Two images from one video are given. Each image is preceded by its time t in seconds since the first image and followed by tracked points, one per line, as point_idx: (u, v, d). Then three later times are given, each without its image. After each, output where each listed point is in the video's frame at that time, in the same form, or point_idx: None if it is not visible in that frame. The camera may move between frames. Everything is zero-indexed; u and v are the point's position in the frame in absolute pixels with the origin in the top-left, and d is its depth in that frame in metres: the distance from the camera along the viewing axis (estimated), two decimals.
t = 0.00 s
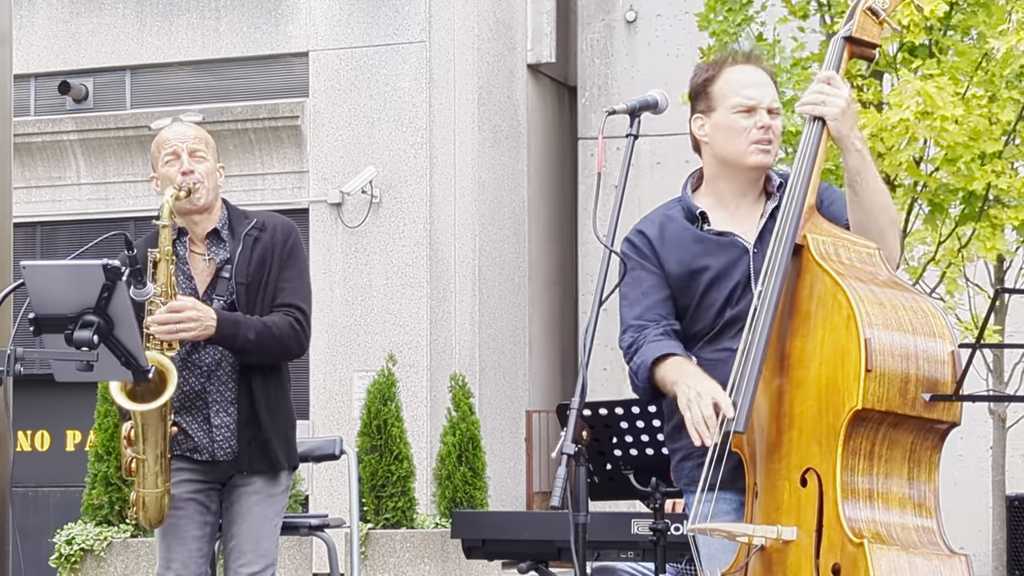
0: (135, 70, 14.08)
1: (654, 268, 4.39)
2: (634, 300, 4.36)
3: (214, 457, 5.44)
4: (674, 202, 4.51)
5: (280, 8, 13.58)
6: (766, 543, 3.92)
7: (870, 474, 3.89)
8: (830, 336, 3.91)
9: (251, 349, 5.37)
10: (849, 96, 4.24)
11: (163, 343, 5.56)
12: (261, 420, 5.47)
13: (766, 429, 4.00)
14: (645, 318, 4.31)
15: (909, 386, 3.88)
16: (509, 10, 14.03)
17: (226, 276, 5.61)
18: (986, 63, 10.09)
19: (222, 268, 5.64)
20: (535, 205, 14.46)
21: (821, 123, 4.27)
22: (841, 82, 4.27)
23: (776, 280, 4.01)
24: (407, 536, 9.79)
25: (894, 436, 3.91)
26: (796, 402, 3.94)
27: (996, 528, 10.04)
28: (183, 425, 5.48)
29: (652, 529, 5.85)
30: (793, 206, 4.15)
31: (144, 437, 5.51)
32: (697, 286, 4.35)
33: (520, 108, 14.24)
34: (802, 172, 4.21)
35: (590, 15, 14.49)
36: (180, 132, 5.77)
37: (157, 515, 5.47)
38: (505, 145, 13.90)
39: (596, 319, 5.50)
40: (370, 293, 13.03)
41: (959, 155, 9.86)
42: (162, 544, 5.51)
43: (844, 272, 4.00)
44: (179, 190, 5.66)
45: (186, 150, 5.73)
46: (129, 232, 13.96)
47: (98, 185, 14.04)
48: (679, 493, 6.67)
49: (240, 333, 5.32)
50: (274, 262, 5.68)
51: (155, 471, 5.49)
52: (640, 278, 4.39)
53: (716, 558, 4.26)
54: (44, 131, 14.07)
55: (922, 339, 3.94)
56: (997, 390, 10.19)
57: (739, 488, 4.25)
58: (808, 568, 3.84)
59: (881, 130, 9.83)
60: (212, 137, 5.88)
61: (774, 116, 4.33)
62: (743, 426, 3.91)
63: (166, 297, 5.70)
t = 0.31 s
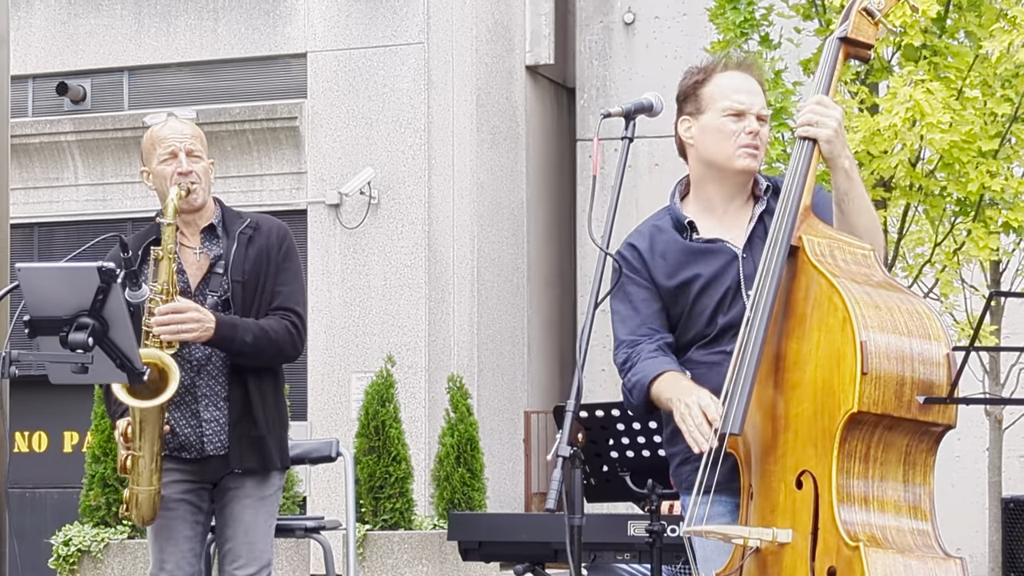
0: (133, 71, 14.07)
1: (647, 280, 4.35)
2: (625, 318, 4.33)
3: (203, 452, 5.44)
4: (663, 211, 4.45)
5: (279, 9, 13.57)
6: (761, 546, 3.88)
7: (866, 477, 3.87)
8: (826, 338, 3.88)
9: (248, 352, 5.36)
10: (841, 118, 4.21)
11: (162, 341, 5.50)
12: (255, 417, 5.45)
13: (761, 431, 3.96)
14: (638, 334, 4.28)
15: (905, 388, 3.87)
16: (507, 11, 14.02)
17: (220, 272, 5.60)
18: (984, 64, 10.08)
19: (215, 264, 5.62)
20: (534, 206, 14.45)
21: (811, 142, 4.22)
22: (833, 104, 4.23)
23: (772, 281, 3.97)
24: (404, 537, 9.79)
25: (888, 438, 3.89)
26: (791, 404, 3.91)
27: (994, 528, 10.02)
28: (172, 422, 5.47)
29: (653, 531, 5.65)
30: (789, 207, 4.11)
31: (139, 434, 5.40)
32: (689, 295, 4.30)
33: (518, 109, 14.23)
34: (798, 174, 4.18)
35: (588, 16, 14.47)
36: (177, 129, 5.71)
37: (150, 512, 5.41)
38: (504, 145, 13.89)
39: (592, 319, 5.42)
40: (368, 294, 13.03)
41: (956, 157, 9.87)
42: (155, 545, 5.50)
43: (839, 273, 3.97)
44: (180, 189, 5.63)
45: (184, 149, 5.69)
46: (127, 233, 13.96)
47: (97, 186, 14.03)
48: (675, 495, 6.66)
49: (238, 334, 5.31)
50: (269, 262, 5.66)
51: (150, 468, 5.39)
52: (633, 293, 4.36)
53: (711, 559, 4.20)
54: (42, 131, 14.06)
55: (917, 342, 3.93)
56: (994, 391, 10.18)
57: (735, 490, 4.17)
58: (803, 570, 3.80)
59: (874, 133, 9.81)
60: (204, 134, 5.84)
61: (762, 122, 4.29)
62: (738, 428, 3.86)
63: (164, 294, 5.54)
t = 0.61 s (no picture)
0: (134, 71, 14.08)
1: (638, 290, 4.35)
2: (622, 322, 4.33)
3: (200, 450, 5.43)
4: (648, 222, 4.45)
5: (279, 9, 13.58)
6: (759, 546, 3.89)
7: (861, 477, 3.86)
8: (820, 338, 3.87)
9: (245, 349, 5.36)
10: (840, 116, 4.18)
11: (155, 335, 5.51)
12: (251, 416, 5.46)
13: (760, 432, 3.97)
14: (626, 343, 4.30)
15: (899, 388, 3.85)
16: (508, 11, 14.03)
17: (218, 270, 5.59)
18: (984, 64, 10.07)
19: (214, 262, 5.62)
20: (534, 205, 14.45)
21: (810, 142, 4.20)
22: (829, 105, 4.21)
23: (768, 282, 3.97)
24: (405, 538, 9.80)
25: (885, 438, 3.88)
26: (788, 405, 3.91)
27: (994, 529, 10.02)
28: (169, 420, 5.46)
29: (653, 532, 5.53)
30: (786, 208, 4.12)
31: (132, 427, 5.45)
32: (684, 298, 4.30)
33: (519, 109, 14.23)
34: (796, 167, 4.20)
35: (589, 16, 14.48)
36: (179, 129, 5.76)
37: (143, 507, 5.46)
38: (504, 145, 13.90)
39: (591, 321, 5.31)
40: (369, 294, 13.03)
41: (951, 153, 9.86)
42: (153, 545, 5.50)
43: (835, 274, 3.96)
44: (179, 185, 5.63)
45: (185, 149, 5.73)
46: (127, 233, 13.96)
47: (97, 186, 14.03)
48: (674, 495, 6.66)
49: (234, 332, 5.31)
50: (268, 262, 5.67)
51: (142, 463, 5.44)
52: (621, 302, 4.36)
53: (714, 560, 4.20)
54: (42, 131, 14.07)
55: (912, 341, 3.91)
56: (994, 392, 10.17)
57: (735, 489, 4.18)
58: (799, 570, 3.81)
59: (867, 135, 9.83)
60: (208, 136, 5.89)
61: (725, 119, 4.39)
62: (733, 430, 3.87)
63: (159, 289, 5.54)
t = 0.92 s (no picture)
0: (131, 70, 14.04)
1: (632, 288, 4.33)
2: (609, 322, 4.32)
3: (194, 450, 5.38)
4: (642, 219, 4.42)
5: (277, 8, 13.53)
6: (758, 547, 3.82)
7: (861, 477, 3.81)
8: (820, 337, 3.82)
9: (237, 345, 5.32)
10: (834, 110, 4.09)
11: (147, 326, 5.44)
12: (244, 416, 5.40)
13: (758, 432, 3.91)
14: (620, 341, 4.27)
15: (899, 387, 3.82)
16: (507, 9, 13.98)
17: (215, 270, 5.53)
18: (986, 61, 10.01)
19: (211, 261, 5.57)
20: (534, 205, 14.40)
21: (807, 141, 4.13)
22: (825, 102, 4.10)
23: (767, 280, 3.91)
24: (404, 539, 9.74)
25: (885, 437, 3.84)
26: (787, 405, 3.85)
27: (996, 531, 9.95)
28: (162, 417, 5.42)
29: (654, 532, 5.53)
30: (784, 206, 4.07)
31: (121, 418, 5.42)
32: (677, 299, 4.26)
33: (519, 108, 14.17)
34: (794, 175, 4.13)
35: (589, 15, 14.42)
36: (180, 127, 5.73)
37: (129, 502, 5.47)
38: (503, 144, 13.84)
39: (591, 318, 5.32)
40: (368, 294, 12.98)
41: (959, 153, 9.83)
42: (150, 545, 5.45)
43: (834, 273, 3.92)
44: (176, 181, 5.60)
45: (185, 146, 5.68)
46: (125, 232, 13.92)
47: (94, 185, 14.00)
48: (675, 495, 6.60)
49: (227, 325, 5.28)
50: (265, 261, 5.60)
51: (128, 456, 5.39)
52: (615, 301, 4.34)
53: (711, 562, 4.14)
54: (40, 131, 14.03)
55: (912, 340, 3.88)
56: (996, 393, 10.10)
57: (734, 490, 4.13)
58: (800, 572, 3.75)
59: (879, 129, 9.75)
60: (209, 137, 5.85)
61: (712, 124, 4.34)
62: (733, 429, 3.81)
63: (153, 281, 5.53)
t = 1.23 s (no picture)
0: (125, 70, 14.03)
1: (628, 288, 4.32)
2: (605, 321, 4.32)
3: (186, 450, 5.35)
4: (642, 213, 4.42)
5: (272, 8, 13.52)
6: (749, 546, 3.82)
7: (851, 475, 3.81)
8: (809, 337, 3.81)
9: (231, 339, 5.30)
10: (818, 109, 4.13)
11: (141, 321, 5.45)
12: (237, 416, 5.39)
13: (748, 433, 3.90)
14: (610, 343, 4.28)
15: (889, 386, 3.81)
16: (501, 10, 13.98)
17: (212, 271, 5.52)
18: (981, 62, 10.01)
19: (208, 262, 5.55)
20: (528, 205, 14.39)
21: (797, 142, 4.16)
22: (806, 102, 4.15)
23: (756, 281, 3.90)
24: (399, 539, 9.73)
25: (874, 436, 3.83)
26: (776, 404, 3.84)
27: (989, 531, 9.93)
28: (154, 415, 5.42)
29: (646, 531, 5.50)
30: (772, 208, 4.05)
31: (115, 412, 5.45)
32: (673, 298, 4.27)
33: (513, 109, 14.17)
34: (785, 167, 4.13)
35: (584, 15, 14.43)
36: (177, 126, 5.67)
37: (119, 497, 5.47)
38: (498, 145, 13.84)
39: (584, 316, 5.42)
40: (362, 294, 12.97)
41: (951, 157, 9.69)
42: (141, 545, 5.43)
43: (823, 273, 3.90)
44: (174, 178, 5.56)
45: (183, 144, 5.62)
46: (119, 233, 13.91)
47: (88, 185, 13.99)
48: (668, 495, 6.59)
49: (222, 321, 5.25)
50: (262, 265, 5.59)
51: (119, 450, 5.43)
52: (611, 300, 4.33)
53: (700, 560, 4.14)
54: (33, 131, 14.02)
55: (901, 339, 3.87)
56: (991, 392, 10.08)
57: (724, 491, 4.11)
58: (791, 571, 3.74)
59: (875, 132, 9.74)
60: (208, 134, 5.79)
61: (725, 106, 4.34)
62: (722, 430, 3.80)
63: (146, 276, 5.55)
